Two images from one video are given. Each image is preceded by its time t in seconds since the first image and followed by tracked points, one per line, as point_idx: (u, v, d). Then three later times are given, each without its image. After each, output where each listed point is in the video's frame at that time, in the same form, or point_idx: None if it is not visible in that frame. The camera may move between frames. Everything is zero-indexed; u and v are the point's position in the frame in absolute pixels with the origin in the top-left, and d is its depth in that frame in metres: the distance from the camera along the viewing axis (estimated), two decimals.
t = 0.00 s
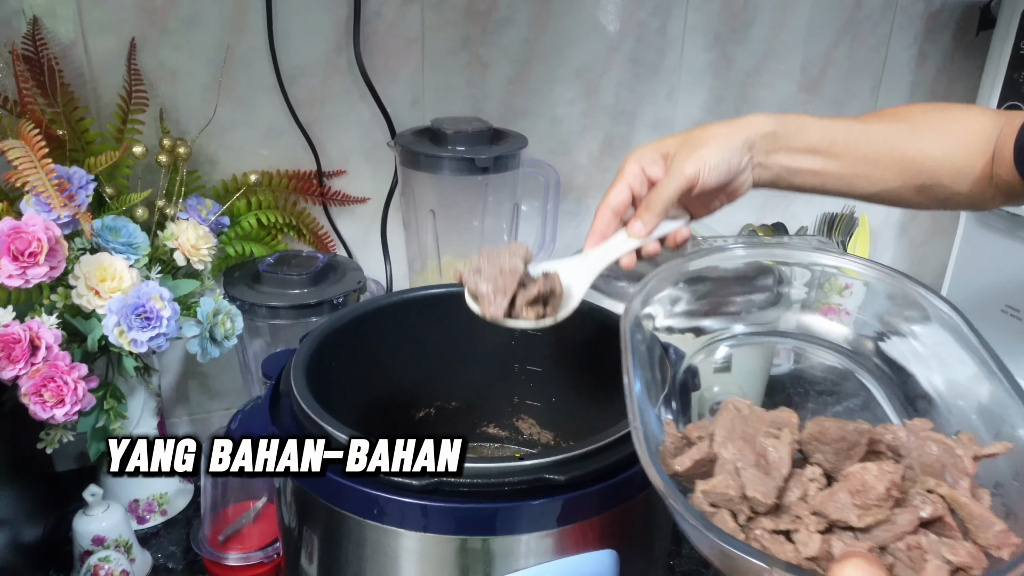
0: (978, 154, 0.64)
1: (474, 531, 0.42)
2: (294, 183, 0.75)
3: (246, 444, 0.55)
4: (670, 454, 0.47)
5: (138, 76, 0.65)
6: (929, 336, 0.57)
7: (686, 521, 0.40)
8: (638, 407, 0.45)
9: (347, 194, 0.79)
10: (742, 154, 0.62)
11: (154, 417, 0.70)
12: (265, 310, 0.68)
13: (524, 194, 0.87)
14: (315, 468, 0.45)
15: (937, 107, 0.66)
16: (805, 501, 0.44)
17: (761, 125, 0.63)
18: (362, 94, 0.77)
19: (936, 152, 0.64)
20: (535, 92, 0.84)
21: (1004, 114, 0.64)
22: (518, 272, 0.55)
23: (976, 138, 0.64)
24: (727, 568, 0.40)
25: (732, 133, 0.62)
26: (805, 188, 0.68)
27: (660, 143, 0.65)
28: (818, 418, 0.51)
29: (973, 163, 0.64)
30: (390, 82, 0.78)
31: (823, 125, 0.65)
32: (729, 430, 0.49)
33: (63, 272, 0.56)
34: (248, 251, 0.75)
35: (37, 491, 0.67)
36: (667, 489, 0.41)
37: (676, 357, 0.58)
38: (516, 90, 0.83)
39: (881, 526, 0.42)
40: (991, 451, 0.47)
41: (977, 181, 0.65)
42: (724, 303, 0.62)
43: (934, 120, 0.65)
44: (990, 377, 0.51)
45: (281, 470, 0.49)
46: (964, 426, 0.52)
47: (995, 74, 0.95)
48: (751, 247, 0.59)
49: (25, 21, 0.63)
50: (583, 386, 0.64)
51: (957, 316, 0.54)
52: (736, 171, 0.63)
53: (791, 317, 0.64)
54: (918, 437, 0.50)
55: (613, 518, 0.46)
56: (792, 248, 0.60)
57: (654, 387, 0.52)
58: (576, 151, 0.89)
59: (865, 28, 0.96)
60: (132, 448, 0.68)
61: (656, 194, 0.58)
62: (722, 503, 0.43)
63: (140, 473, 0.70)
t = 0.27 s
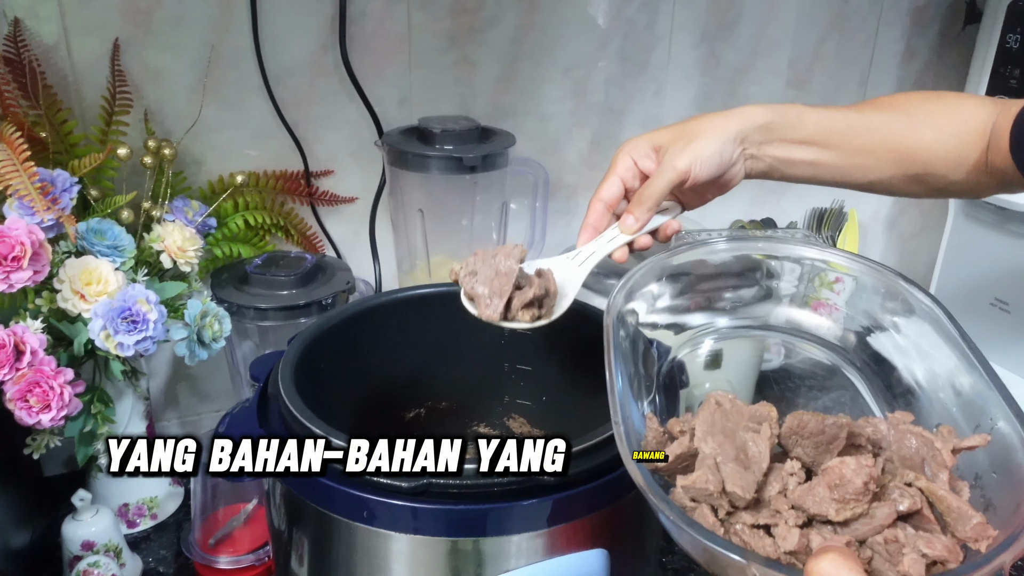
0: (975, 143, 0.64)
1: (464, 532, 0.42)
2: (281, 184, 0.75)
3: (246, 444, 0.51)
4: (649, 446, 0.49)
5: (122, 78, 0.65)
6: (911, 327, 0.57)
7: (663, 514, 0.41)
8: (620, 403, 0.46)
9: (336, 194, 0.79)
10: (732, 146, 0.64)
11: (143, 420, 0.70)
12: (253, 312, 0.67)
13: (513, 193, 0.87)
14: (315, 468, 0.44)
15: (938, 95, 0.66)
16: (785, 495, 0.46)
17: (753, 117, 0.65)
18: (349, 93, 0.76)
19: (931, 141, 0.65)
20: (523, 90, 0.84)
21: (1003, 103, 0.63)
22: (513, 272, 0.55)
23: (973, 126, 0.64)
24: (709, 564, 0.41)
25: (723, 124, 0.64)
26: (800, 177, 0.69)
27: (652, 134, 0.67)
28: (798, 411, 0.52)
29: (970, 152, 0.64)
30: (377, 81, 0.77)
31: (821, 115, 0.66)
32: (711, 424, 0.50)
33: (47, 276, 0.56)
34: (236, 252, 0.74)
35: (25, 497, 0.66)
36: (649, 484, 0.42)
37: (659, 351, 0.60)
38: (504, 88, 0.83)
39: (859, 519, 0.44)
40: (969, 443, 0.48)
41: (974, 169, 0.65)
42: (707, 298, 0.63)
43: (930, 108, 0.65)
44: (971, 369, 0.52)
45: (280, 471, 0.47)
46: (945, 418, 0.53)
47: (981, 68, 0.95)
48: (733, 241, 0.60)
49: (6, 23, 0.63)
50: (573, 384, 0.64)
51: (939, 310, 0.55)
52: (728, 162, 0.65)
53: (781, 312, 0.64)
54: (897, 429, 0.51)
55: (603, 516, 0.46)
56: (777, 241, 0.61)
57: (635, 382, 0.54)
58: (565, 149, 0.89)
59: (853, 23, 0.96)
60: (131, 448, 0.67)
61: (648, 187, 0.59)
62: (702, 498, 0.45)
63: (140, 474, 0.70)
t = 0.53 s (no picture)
0: (970, 136, 0.63)
1: (465, 534, 0.42)
2: (279, 186, 0.75)
3: (247, 442, 0.49)
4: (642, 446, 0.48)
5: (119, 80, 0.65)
6: (911, 328, 0.57)
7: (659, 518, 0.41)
8: (616, 407, 0.46)
9: (334, 195, 0.79)
10: (724, 146, 0.64)
11: (142, 422, 0.70)
12: (252, 314, 0.67)
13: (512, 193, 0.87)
14: (315, 468, 0.44)
15: (935, 89, 0.66)
16: (785, 501, 0.47)
17: (747, 116, 0.65)
18: (347, 94, 0.76)
19: (924, 135, 0.65)
20: (521, 90, 0.84)
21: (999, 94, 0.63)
22: (506, 284, 0.55)
23: (967, 117, 0.63)
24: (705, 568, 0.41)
25: (716, 124, 0.64)
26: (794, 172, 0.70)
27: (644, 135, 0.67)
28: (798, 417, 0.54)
29: (966, 146, 0.64)
30: (375, 82, 0.77)
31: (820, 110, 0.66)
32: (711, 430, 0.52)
33: (45, 279, 0.56)
34: (235, 254, 0.74)
35: (25, 499, 0.66)
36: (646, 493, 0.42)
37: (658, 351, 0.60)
38: (502, 88, 0.83)
39: (861, 524, 0.45)
40: (971, 447, 0.48)
41: (970, 162, 0.64)
42: (706, 299, 0.63)
43: (925, 101, 0.65)
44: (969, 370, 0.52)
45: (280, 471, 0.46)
46: (945, 420, 0.53)
47: (980, 66, 0.95)
48: (731, 243, 0.60)
49: (3, 25, 0.63)
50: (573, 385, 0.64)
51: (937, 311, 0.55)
52: (720, 162, 0.65)
53: (780, 313, 0.64)
54: (898, 434, 0.52)
55: (603, 518, 0.45)
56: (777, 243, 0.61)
57: (633, 384, 0.54)
58: (564, 149, 0.89)
59: (851, 21, 0.96)
60: (131, 447, 0.67)
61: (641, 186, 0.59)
62: (703, 505, 0.45)
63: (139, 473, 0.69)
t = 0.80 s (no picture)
0: (979, 130, 0.63)
1: (470, 537, 0.42)
2: (283, 188, 0.75)
3: (246, 442, 0.48)
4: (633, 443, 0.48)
5: (123, 82, 0.65)
6: (902, 326, 0.58)
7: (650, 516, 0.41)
8: (603, 403, 0.46)
9: (337, 197, 0.79)
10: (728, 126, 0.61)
11: (146, 425, 0.70)
12: (256, 316, 0.67)
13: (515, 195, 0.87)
14: (315, 468, 0.44)
15: (943, 80, 0.65)
16: (771, 495, 0.47)
17: (754, 96, 0.63)
18: (349, 96, 0.76)
19: (932, 125, 0.64)
20: (524, 92, 0.84)
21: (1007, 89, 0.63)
22: (506, 245, 0.54)
23: (973, 113, 0.63)
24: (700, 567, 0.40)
25: (720, 103, 0.61)
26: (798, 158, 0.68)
27: (649, 110, 0.65)
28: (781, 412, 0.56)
29: (973, 139, 0.63)
30: (377, 84, 0.77)
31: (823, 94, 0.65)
32: (694, 424, 0.53)
33: (49, 282, 0.56)
34: (239, 256, 0.74)
35: (29, 503, 0.66)
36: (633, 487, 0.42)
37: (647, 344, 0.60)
38: (505, 90, 0.83)
39: (844, 517, 0.45)
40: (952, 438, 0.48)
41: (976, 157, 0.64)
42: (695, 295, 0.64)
43: (934, 91, 0.65)
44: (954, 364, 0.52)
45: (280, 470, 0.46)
46: (930, 413, 0.53)
47: (985, 65, 0.94)
48: (717, 240, 0.62)
49: (7, 29, 0.63)
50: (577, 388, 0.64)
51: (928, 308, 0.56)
52: (727, 141, 0.62)
53: (780, 313, 0.65)
54: (883, 427, 0.52)
55: (608, 521, 0.45)
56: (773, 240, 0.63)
57: (621, 381, 0.53)
58: (566, 150, 0.89)
59: (854, 21, 0.96)
60: (131, 448, 0.66)
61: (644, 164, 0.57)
62: (688, 499, 0.46)
63: (139, 473, 0.68)
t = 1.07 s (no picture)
0: None
1: (468, 541, 0.42)
2: (281, 188, 0.75)
3: (246, 442, 0.48)
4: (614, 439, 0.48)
5: (120, 83, 0.64)
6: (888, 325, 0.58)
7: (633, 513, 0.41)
8: (584, 396, 0.48)
9: (336, 198, 0.79)
10: (808, 61, 0.59)
11: (143, 427, 0.69)
12: (254, 318, 0.67)
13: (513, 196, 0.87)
14: (315, 469, 0.43)
15: (995, 54, 0.63)
16: (747, 486, 0.47)
17: (829, 35, 0.60)
18: (348, 97, 0.76)
19: (987, 99, 0.61)
20: (523, 92, 0.83)
21: None
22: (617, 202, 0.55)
23: None
24: (691, 566, 0.40)
25: (786, 47, 0.59)
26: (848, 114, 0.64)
27: (715, 49, 0.58)
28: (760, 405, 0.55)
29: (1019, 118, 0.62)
30: (376, 85, 0.77)
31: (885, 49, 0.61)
32: (673, 417, 0.51)
33: (46, 283, 0.55)
34: (236, 257, 0.74)
35: (26, 505, 0.66)
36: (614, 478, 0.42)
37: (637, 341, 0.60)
38: (504, 90, 0.83)
39: (819, 508, 0.44)
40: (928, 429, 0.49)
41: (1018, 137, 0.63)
42: (673, 291, 0.64)
43: (987, 64, 0.62)
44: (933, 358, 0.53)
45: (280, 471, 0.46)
46: (908, 407, 0.53)
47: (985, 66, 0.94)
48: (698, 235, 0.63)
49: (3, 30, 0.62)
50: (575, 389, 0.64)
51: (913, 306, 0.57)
52: (802, 79, 0.60)
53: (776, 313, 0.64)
54: (860, 419, 0.52)
55: (606, 525, 0.45)
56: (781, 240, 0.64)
57: (603, 374, 0.54)
58: (565, 151, 0.89)
59: (854, 23, 0.96)
60: (131, 448, 0.66)
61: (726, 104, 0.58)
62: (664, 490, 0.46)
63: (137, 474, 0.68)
